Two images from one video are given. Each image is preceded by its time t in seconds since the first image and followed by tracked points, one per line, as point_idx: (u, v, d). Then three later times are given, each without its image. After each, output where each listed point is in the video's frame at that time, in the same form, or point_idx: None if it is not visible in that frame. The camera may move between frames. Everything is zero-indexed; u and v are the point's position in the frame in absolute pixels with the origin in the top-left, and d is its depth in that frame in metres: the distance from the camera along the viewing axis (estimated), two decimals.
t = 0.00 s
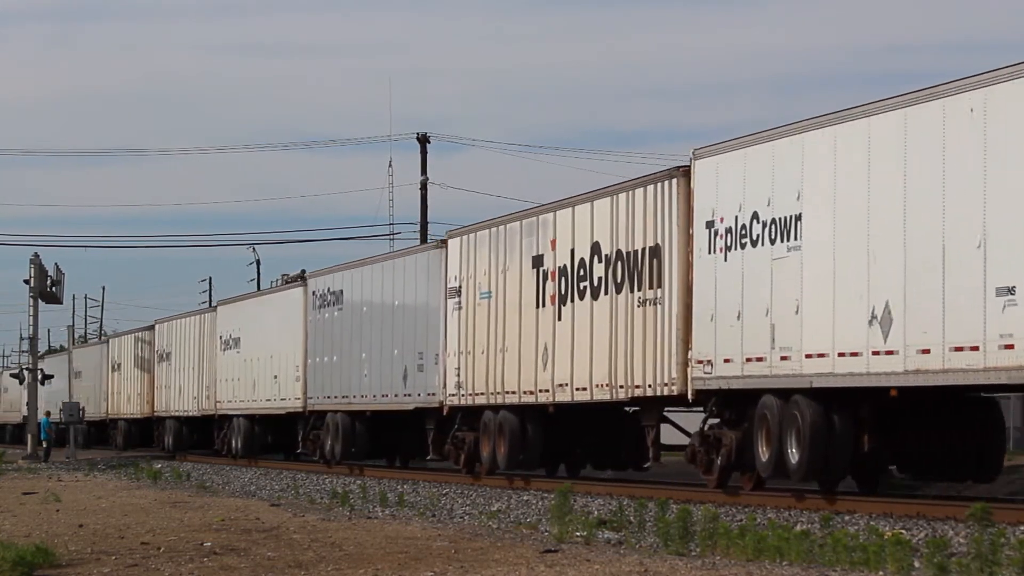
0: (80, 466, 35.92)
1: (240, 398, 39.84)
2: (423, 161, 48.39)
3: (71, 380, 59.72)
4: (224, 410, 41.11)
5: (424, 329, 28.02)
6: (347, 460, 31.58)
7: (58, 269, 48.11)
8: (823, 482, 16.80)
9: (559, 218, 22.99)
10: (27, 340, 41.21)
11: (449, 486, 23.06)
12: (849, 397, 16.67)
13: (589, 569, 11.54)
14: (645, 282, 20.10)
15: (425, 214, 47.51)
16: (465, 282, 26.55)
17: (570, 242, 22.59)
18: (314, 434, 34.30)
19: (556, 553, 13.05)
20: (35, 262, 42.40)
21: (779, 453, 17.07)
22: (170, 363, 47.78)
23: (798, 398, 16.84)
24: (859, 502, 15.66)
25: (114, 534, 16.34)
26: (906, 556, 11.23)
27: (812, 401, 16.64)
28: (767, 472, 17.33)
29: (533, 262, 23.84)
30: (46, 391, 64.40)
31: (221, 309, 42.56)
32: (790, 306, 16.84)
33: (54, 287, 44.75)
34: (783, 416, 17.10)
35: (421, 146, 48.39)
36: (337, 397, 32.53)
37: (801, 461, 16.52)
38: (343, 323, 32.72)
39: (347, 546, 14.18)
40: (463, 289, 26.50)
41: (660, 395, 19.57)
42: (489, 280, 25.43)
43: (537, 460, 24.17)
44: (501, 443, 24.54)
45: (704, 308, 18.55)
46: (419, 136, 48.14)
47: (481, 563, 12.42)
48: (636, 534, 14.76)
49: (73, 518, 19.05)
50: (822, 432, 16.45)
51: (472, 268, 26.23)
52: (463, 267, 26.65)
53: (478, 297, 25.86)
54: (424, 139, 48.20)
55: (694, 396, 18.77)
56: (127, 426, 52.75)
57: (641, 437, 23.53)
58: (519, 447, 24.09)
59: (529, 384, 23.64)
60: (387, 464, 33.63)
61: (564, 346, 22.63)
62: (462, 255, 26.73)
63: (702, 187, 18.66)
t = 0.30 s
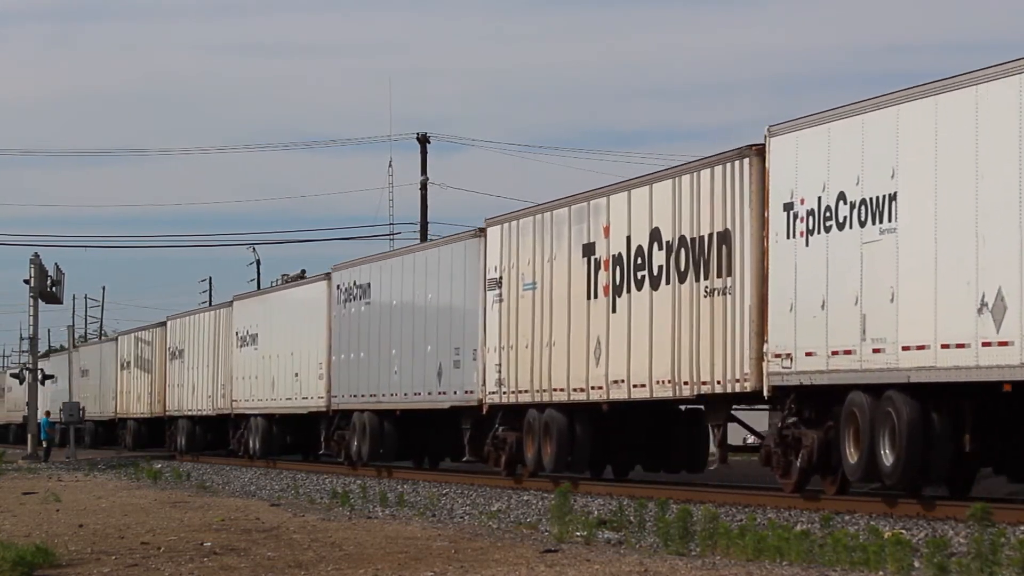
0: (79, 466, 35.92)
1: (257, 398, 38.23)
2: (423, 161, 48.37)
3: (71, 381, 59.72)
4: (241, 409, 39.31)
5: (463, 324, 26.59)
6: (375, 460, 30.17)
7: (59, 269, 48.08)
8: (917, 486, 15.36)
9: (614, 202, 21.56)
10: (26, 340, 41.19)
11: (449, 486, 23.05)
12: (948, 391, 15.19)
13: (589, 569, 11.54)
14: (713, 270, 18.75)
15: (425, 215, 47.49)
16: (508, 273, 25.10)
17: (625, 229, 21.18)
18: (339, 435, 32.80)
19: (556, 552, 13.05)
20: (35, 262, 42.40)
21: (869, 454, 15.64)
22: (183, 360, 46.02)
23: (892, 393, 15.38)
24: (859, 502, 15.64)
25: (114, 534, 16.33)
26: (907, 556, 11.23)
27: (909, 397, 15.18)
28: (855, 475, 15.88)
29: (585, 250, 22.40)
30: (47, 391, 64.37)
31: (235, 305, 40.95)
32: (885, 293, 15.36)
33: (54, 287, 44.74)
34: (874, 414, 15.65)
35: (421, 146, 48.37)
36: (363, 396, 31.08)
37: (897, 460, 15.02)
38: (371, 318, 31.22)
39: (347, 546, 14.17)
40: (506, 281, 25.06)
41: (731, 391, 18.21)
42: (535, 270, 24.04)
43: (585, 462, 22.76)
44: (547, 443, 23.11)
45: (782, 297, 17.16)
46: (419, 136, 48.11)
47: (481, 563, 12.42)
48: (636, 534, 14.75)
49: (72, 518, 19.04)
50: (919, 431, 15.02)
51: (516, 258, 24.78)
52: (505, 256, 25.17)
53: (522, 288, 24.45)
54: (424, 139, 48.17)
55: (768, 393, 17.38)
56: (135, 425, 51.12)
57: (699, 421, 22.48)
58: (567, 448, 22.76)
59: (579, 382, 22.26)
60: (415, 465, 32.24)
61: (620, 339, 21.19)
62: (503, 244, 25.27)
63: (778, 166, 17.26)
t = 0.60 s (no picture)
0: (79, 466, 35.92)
1: (275, 395, 36.69)
2: (423, 161, 48.41)
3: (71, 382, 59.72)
4: (259, 409, 37.79)
5: (506, 315, 24.92)
6: (405, 462, 28.58)
7: (59, 269, 48.10)
8: None
9: (679, 184, 19.89)
10: (26, 340, 41.20)
11: (449, 487, 23.06)
12: None
13: (589, 569, 11.55)
14: (793, 256, 17.18)
15: (425, 215, 47.54)
16: (557, 261, 23.36)
17: (691, 213, 19.53)
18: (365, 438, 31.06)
19: (556, 553, 13.06)
20: (35, 262, 42.40)
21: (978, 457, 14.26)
22: (196, 358, 44.63)
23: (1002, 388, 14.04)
24: (859, 502, 15.65)
25: (114, 534, 16.33)
26: (907, 556, 11.23)
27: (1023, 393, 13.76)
28: (961, 478, 14.48)
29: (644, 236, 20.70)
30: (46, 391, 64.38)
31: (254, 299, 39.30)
32: (997, 277, 13.84)
33: (54, 287, 44.73)
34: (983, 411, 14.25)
35: (420, 146, 48.40)
36: (393, 393, 29.52)
37: (1011, 463, 13.68)
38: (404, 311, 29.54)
39: (347, 546, 14.18)
40: (555, 269, 23.35)
41: (814, 387, 16.65)
42: (586, 258, 22.38)
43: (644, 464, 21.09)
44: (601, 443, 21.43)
45: (877, 283, 15.56)
46: (418, 136, 48.14)
47: (481, 563, 12.42)
48: (636, 534, 14.76)
49: (73, 519, 19.04)
50: None
51: (564, 246, 23.11)
52: (554, 243, 23.44)
53: (571, 278, 22.75)
54: (423, 139, 48.22)
55: (859, 389, 15.77)
56: (145, 425, 49.88)
57: (763, 419, 20.48)
58: (621, 449, 20.99)
59: (639, 377, 20.56)
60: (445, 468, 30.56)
61: (687, 330, 19.53)
62: (552, 230, 23.57)
63: (871, 140, 15.70)
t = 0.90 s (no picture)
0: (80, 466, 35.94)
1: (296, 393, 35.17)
2: (423, 161, 48.43)
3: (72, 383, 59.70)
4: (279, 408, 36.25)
5: (552, 308, 22.76)
6: (439, 464, 26.63)
7: (59, 269, 48.12)
8: None
9: (754, 164, 17.72)
10: (27, 340, 41.21)
11: (449, 487, 23.07)
12: None
13: (589, 569, 11.55)
14: (889, 239, 15.14)
15: (424, 215, 47.55)
16: (609, 250, 21.07)
17: (768, 194, 17.34)
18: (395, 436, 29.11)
19: (556, 552, 13.06)
20: (35, 262, 42.41)
21: None
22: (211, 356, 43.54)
23: None
24: (858, 502, 15.65)
25: (114, 534, 16.33)
26: (906, 556, 11.23)
27: None
28: None
29: (712, 219, 18.48)
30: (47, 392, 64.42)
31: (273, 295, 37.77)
32: None
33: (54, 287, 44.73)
34: None
35: (421, 147, 48.40)
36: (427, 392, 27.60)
37: None
38: (438, 307, 27.34)
39: (347, 546, 14.18)
40: (607, 257, 21.11)
41: (915, 382, 14.72)
42: (643, 245, 20.12)
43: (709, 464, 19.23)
44: (661, 442, 19.48)
45: (989, 266, 13.71)
46: (418, 136, 48.16)
47: (481, 563, 12.42)
48: (636, 534, 14.76)
49: (73, 518, 19.05)
50: None
51: (616, 232, 20.85)
52: (607, 230, 21.07)
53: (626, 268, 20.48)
54: (423, 139, 48.24)
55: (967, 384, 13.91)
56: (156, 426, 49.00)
57: (835, 423, 19.05)
58: (685, 449, 19.06)
59: (705, 374, 18.50)
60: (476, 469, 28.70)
61: (764, 320, 17.39)
62: (603, 214, 21.25)
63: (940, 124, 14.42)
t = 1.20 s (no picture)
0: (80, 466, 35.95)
1: (319, 392, 34.78)
2: (423, 161, 48.42)
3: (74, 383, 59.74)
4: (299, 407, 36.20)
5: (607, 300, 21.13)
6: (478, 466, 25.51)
7: (59, 269, 48.15)
8: None
9: (844, 139, 15.97)
10: (27, 340, 41.24)
11: (449, 487, 23.07)
12: None
13: (588, 569, 11.55)
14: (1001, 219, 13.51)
15: (425, 214, 47.54)
16: (673, 235, 19.35)
17: (858, 170, 15.64)
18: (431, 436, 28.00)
19: (556, 553, 13.06)
20: (35, 262, 42.43)
21: None
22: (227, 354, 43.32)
23: None
24: (858, 502, 15.66)
25: (114, 534, 16.34)
26: (906, 556, 11.24)
27: None
28: None
29: (794, 200, 16.74)
30: (48, 393, 64.51)
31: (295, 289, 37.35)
32: None
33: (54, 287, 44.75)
34: None
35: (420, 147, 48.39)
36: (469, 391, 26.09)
37: None
38: (482, 299, 25.81)
39: (347, 546, 14.18)
40: (670, 242, 19.41)
41: None
42: (711, 229, 18.42)
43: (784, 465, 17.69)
44: (731, 442, 17.94)
45: (996, 270, 13.61)
46: (418, 136, 48.15)
47: (481, 563, 12.43)
48: (636, 534, 14.76)
49: (73, 518, 19.05)
50: None
51: (679, 216, 19.17)
52: (669, 214, 19.38)
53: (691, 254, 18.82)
54: (423, 139, 48.23)
55: None
56: (168, 426, 48.90)
57: (918, 414, 17.94)
58: (758, 449, 17.51)
59: (784, 370, 16.83)
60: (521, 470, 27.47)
61: (852, 308, 15.73)
62: (664, 196, 19.60)
63: (941, 125, 14.34)
